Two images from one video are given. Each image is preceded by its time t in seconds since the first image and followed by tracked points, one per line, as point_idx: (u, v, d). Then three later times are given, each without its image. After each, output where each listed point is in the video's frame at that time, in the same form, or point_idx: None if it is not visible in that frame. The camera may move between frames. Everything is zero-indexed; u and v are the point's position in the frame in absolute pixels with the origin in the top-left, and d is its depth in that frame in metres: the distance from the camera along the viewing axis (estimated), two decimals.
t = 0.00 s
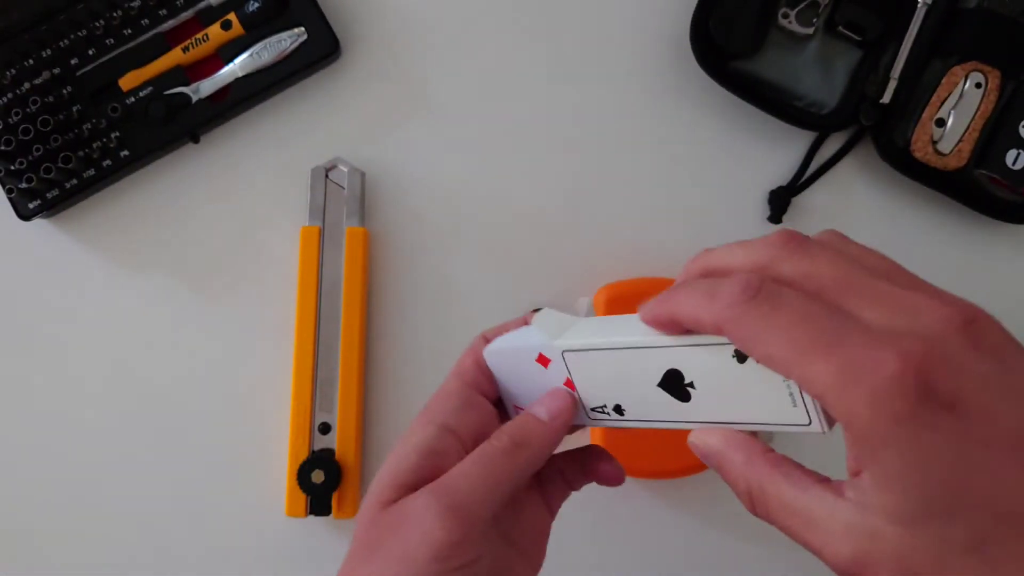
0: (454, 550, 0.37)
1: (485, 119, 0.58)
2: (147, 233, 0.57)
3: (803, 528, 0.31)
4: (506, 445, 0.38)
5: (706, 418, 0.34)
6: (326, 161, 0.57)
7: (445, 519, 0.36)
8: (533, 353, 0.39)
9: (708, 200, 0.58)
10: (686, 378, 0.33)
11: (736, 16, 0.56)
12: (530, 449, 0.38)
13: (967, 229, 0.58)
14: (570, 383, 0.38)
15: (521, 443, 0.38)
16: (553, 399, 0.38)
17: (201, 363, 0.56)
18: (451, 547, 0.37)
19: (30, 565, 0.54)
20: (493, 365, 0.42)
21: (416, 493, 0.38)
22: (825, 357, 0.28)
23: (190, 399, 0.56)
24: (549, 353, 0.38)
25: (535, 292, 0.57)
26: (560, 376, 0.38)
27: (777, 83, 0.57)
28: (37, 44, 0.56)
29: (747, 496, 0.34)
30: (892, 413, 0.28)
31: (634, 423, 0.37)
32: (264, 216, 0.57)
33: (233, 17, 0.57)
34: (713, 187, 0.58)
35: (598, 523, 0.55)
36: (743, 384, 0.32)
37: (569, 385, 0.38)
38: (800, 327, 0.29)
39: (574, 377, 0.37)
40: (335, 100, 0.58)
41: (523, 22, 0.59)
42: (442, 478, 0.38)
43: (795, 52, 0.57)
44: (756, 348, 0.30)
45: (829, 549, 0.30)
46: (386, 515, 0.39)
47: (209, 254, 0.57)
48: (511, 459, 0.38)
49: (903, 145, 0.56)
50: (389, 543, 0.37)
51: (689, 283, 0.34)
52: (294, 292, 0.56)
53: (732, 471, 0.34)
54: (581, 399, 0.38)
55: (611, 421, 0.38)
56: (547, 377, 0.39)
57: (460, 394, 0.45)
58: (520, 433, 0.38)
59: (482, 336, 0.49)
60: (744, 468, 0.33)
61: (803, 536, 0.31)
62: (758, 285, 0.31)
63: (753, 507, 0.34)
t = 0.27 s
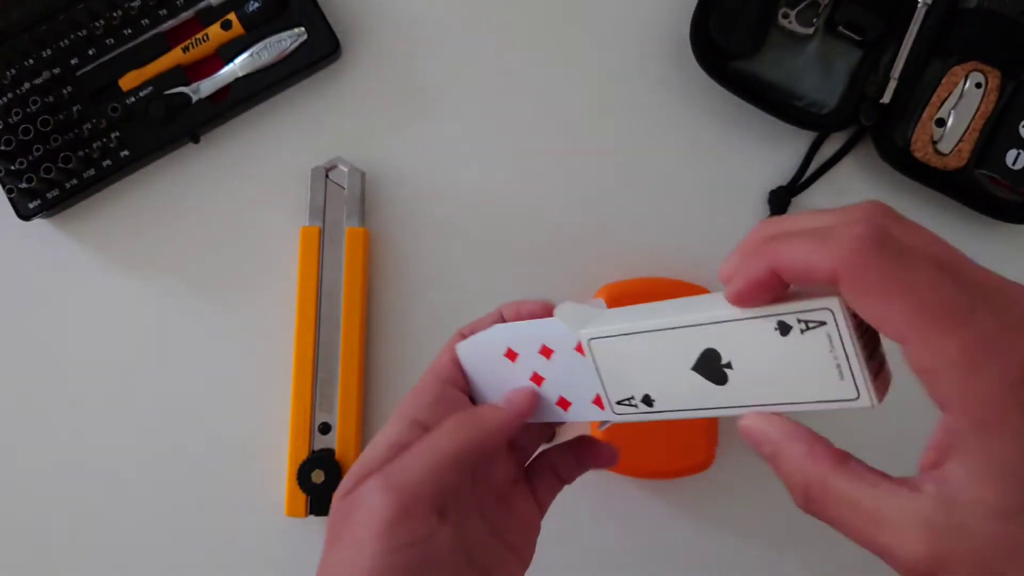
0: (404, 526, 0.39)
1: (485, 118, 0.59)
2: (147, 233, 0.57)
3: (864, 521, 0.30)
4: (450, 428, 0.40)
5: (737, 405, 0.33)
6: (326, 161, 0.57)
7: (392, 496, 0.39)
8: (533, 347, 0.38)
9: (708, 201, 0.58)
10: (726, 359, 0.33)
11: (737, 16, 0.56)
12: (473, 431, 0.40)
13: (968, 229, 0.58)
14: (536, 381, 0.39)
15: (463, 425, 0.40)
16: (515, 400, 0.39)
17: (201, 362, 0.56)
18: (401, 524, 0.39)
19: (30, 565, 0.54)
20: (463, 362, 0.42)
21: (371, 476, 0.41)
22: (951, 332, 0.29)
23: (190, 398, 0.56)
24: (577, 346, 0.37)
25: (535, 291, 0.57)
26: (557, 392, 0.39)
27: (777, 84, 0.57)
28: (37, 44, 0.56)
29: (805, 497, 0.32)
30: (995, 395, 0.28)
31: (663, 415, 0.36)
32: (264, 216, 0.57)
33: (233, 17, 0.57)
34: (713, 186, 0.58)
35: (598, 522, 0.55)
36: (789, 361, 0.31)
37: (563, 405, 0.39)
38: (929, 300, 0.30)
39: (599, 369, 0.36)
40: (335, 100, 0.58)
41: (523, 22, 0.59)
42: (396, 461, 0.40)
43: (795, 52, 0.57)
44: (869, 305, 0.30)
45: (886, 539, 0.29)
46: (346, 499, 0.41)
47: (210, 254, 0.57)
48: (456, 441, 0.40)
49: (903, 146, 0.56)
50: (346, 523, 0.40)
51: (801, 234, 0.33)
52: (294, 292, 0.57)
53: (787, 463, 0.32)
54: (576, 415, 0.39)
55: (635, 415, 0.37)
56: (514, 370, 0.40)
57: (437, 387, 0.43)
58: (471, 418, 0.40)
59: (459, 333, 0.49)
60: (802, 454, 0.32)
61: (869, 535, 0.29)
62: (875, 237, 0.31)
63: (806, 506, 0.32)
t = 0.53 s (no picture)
0: (398, 527, 0.38)
1: (485, 119, 0.58)
2: (148, 233, 0.57)
3: (906, 509, 0.30)
4: (433, 422, 0.38)
5: (748, 388, 0.32)
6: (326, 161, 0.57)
7: (383, 499, 0.37)
8: (507, 340, 0.37)
9: (708, 201, 0.58)
10: (733, 342, 0.32)
11: (737, 16, 0.56)
12: (457, 424, 0.38)
13: (968, 229, 0.58)
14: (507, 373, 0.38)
15: (447, 419, 0.38)
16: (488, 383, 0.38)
17: (201, 362, 0.56)
18: (395, 525, 0.38)
19: (31, 565, 0.54)
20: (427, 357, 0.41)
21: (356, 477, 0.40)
22: (1012, 336, 0.32)
23: (191, 398, 0.56)
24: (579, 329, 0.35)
25: (535, 292, 0.57)
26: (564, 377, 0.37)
27: (777, 83, 0.57)
28: (37, 44, 0.56)
29: (846, 476, 0.32)
30: None
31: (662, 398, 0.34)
32: (264, 216, 0.57)
33: (232, 17, 0.57)
34: (713, 186, 0.58)
35: (598, 523, 0.55)
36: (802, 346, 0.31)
37: (535, 393, 0.39)
38: (994, 309, 0.32)
39: (602, 354, 0.35)
40: (336, 101, 0.58)
41: (524, 22, 0.59)
42: (381, 460, 0.39)
43: (795, 52, 0.57)
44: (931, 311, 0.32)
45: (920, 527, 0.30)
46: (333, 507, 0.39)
47: (210, 255, 0.57)
48: (441, 435, 0.38)
49: (903, 145, 0.56)
50: (338, 530, 0.39)
51: (844, 249, 0.32)
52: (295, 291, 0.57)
53: (834, 442, 0.32)
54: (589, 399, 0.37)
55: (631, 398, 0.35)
56: (483, 362, 0.39)
57: (403, 383, 0.43)
58: (450, 409, 0.39)
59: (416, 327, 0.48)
60: (852, 441, 0.31)
61: (915, 525, 0.30)
62: (935, 252, 0.33)
63: (845, 488, 0.32)
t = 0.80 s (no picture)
0: (399, 537, 0.36)
1: (485, 118, 0.58)
2: (148, 233, 0.57)
3: (924, 516, 0.30)
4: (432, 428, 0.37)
5: (769, 389, 0.32)
6: (326, 161, 0.57)
7: (384, 507, 0.36)
8: (495, 343, 0.35)
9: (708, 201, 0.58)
10: (753, 344, 0.31)
11: (737, 16, 0.56)
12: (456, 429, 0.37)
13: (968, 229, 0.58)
14: (501, 376, 0.36)
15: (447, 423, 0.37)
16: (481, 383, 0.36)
17: (201, 362, 0.56)
18: (396, 535, 0.36)
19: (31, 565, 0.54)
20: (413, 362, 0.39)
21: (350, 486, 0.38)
22: None
23: (191, 398, 0.56)
24: (577, 330, 0.33)
25: (535, 292, 0.57)
26: (557, 377, 0.35)
27: (776, 83, 0.57)
28: (37, 44, 0.56)
29: (861, 479, 0.32)
30: None
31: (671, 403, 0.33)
32: (265, 216, 0.57)
33: (232, 17, 0.57)
34: (713, 186, 0.58)
35: (598, 523, 0.55)
36: (824, 344, 0.31)
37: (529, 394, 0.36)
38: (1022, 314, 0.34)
39: (605, 353, 0.33)
40: (335, 101, 0.58)
41: (523, 22, 0.59)
42: (377, 470, 0.37)
43: (795, 52, 0.57)
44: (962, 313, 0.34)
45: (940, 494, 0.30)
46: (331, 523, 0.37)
47: (210, 255, 0.57)
48: (439, 441, 0.37)
49: (903, 145, 0.56)
50: (333, 542, 0.36)
51: (884, 240, 0.36)
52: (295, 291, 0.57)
53: (850, 444, 0.32)
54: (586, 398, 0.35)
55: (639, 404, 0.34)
56: (472, 364, 0.36)
57: (390, 386, 0.42)
58: (446, 416, 0.37)
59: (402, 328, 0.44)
60: (876, 434, 0.31)
61: (931, 528, 0.30)
62: (963, 253, 0.35)
63: (858, 489, 0.33)
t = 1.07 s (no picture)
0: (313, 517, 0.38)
1: (485, 119, 0.58)
2: (148, 233, 0.57)
3: None
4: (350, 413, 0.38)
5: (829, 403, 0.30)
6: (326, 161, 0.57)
7: (297, 494, 0.37)
8: (440, 316, 0.36)
9: (708, 201, 0.58)
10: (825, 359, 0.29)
11: (738, 15, 0.55)
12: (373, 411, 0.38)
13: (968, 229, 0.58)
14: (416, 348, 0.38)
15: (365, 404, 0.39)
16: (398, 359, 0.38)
17: (201, 361, 0.56)
18: (308, 516, 0.38)
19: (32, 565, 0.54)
20: (335, 322, 0.39)
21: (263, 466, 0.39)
22: None
23: (191, 398, 0.56)
24: (518, 305, 0.34)
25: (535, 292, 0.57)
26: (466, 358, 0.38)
27: (776, 83, 0.57)
28: (37, 44, 0.55)
29: None
30: None
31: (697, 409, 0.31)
32: (265, 216, 0.57)
33: (232, 17, 0.57)
34: (714, 186, 0.58)
35: (598, 522, 0.55)
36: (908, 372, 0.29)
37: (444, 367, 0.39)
38: None
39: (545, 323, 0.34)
40: (335, 101, 0.58)
41: (524, 22, 0.59)
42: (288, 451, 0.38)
43: (795, 52, 0.57)
44: None
45: None
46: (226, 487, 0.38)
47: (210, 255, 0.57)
48: (352, 422, 0.38)
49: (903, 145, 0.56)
50: (243, 525, 0.38)
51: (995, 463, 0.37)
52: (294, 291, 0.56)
53: None
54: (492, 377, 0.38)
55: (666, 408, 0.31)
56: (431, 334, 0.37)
57: (297, 359, 0.43)
58: (361, 393, 0.38)
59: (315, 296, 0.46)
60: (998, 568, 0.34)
61: None
62: None
63: None
